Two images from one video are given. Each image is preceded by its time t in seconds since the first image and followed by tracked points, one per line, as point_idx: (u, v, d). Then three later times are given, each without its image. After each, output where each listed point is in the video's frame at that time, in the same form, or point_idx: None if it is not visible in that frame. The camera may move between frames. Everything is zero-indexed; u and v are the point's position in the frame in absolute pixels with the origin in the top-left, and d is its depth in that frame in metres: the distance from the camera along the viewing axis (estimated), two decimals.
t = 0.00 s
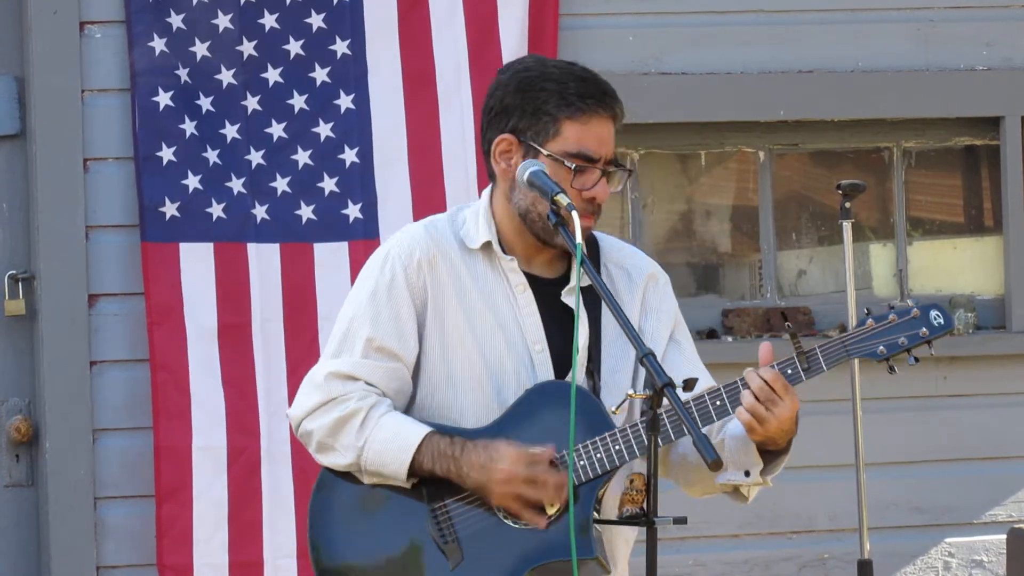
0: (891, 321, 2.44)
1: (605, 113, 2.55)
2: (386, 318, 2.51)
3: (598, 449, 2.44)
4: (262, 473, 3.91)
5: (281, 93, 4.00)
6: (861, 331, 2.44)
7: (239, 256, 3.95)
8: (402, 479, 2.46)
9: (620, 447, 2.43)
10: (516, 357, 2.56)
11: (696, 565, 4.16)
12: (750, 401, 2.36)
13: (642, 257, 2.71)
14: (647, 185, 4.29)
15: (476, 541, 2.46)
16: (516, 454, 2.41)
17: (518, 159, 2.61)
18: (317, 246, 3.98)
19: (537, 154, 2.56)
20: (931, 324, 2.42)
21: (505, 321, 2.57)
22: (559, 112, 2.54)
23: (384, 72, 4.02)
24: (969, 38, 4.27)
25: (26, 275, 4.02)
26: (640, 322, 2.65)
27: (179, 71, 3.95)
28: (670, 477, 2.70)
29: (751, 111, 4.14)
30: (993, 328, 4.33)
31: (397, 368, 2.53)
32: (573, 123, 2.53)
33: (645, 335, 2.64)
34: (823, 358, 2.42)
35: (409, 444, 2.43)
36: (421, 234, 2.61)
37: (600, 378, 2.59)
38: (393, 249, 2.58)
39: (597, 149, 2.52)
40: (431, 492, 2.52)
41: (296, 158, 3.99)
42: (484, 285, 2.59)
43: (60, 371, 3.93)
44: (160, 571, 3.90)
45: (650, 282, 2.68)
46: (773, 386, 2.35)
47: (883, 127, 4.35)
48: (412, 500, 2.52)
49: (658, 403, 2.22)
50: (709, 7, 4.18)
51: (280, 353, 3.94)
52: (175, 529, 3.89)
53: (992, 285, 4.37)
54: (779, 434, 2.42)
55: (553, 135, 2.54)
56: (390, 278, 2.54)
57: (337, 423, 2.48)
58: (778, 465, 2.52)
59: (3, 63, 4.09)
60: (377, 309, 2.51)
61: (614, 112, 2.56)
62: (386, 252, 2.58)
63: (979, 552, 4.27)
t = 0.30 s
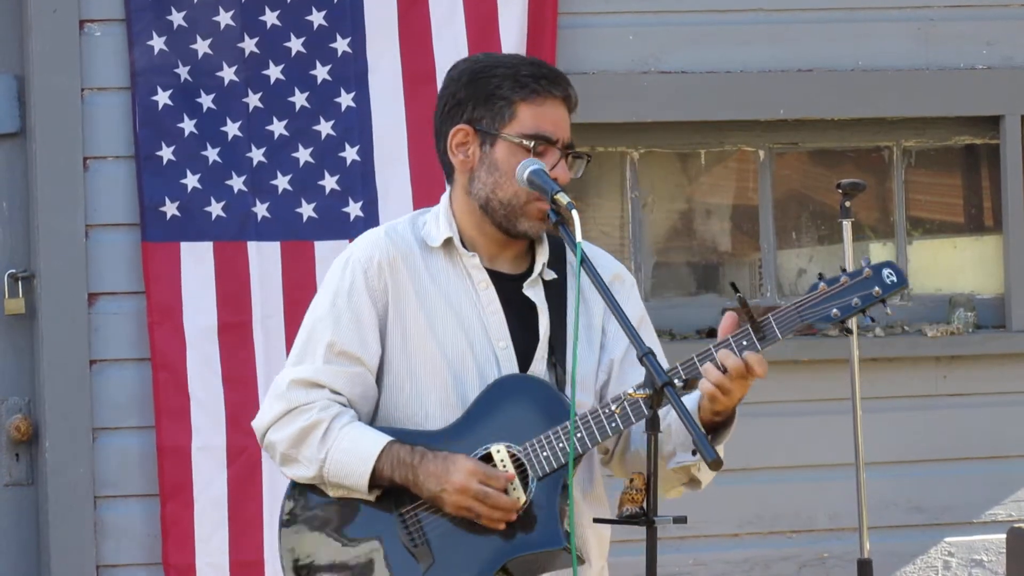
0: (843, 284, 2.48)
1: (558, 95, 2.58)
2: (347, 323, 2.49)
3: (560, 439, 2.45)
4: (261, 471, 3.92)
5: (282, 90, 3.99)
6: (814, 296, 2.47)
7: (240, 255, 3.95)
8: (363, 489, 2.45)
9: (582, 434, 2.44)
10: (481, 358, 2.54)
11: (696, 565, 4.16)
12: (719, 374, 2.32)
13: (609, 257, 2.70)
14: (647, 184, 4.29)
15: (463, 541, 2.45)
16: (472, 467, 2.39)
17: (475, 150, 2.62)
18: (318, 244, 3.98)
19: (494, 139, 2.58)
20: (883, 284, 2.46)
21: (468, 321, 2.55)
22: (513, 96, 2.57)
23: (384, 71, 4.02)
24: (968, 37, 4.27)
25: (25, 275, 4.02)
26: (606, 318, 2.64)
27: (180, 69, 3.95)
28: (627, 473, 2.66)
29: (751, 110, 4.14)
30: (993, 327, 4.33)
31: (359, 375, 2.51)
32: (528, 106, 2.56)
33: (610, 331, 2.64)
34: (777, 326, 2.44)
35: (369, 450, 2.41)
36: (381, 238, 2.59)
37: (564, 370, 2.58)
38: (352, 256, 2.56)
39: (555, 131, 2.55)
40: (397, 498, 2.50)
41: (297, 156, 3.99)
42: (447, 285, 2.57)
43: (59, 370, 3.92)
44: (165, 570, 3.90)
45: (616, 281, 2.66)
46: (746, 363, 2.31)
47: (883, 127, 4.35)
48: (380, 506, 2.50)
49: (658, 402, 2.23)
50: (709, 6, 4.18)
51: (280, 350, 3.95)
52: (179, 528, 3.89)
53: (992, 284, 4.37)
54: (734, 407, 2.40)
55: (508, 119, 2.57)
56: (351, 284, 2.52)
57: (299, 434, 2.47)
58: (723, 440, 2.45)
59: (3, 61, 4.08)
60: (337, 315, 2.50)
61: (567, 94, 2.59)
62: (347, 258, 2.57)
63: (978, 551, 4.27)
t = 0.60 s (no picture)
0: (812, 260, 2.43)
1: (525, 81, 2.58)
2: (328, 331, 2.47)
3: (543, 436, 2.44)
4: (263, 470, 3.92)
5: (282, 89, 4.00)
6: (784, 275, 2.42)
7: (241, 253, 3.95)
8: (352, 501, 2.44)
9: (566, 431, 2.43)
10: (466, 360, 2.51)
11: (696, 564, 4.16)
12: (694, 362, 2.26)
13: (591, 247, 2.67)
14: (646, 184, 4.29)
15: (461, 542, 2.44)
16: (454, 474, 2.36)
17: (449, 147, 2.61)
18: (320, 242, 3.98)
19: (466, 132, 2.57)
20: (853, 257, 2.43)
21: (452, 319, 2.52)
22: (481, 86, 2.57)
23: (384, 70, 4.03)
24: (968, 37, 4.27)
25: (25, 274, 4.02)
26: (590, 311, 2.61)
27: (179, 68, 3.95)
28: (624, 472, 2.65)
29: (751, 109, 4.15)
30: (993, 327, 4.34)
31: (345, 383, 2.49)
32: (497, 95, 2.56)
33: (594, 325, 2.60)
34: (749, 307, 2.39)
35: (356, 460, 2.39)
36: (361, 244, 2.56)
37: (546, 364, 2.54)
38: (331, 263, 2.54)
39: (527, 118, 2.54)
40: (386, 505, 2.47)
41: (297, 155, 4.00)
42: (429, 284, 2.55)
43: (59, 370, 3.92)
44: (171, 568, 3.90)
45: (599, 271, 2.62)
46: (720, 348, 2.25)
47: (883, 126, 4.35)
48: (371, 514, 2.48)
49: (657, 401, 2.23)
50: (708, 6, 4.18)
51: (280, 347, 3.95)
52: (183, 527, 3.89)
53: (992, 284, 4.37)
54: (713, 388, 2.35)
55: (478, 109, 2.56)
56: (331, 292, 2.50)
57: (287, 447, 2.45)
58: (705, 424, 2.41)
59: (3, 61, 4.08)
60: (318, 324, 2.48)
61: (534, 80, 2.59)
62: (327, 266, 2.54)
63: (978, 551, 4.27)
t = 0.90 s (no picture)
0: (819, 251, 2.36)
1: (512, 69, 2.57)
2: (338, 334, 2.49)
3: (555, 432, 2.42)
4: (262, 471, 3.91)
5: (283, 90, 4.00)
6: (790, 267, 2.36)
7: (242, 253, 3.95)
8: (366, 502, 2.45)
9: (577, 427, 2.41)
10: (479, 359, 2.51)
11: (697, 564, 4.15)
12: (701, 356, 2.27)
13: (604, 242, 2.67)
14: (647, 183, 4.29)
15: (475, 542, 2.43)
16: (463, 462, 2.36)
17: (449, 148, 2.61)
18: (321, 241, 3.98)
19: (462, 130, 2.57)
20: (861, 247, 2.34)
21: (465, 318, 2.52)
22: (469, 82, 2.57)
23: (385, 70, 4.03)
24: (969, 36, 4.27)
25: (27, 274, 4.02)
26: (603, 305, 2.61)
27: (180, 68, 3.95)
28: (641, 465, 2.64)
29: (752, 108, 4.15)
30: (994, 325, 4.33)
31: (356, 386, 2.49)
32: (485, 87, 2.56)
33: (608, 320, 2.60)
34: (756, 298, 2.36)
35: (367, 462, 2.40)
36: (371, 246, 2.57)
37: (560, 360, 2.53)
38: (340, 267, 2.55)
39: (520, 106, 2.53)
40: (402, 507, 2.48)
41: (298, 154, 4.00)
42: (439, 283, 2.55)
43: (61, 370, 3.93)
44: (165, 569, 3.90)
45: (610, 266, 2.63)
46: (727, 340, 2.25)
47: (883, 125, 4.35)
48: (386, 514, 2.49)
49: (657, 401, 2.22)
50: (709, 5, 4.18)
51: (282, 347, 3.95)
52: (180, 527, 3.89)
53: (993, 283, 4.37)
54: (723, 381, 2.36)
55: (471, 105, 2.56)
56: (340, 296, 2.51)
57: (298, 451, 2.47)
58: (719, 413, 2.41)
59: (3, 61, 4.08)
60: (328, 327, 2.49)
61: (522, 68, 2.58)
62: (336, 270, 2.55)
63: (980, 550, 4.26)
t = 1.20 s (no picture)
0: (833, 250, 2.35)
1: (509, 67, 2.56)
2: (353, 339, 2.50)
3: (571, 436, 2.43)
4: (267, 470, 3.92)
5: (286, 91, 4.00)
6: (804, 267, 2.36)
7: (245, 253, 3.95)
8: (385, 505, 2.46)
9: (592, 430, 2.41)
10: (496, 360, 2.51)
11: (700, 564, 4.15)
12: (716, 359, 2.26)
13: (617, 238, 2.67)
14: (650, 184, 4.29)
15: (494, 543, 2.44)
16: (484, 465, 2.36)
17: (454, 153, 2.62)
18: (325, 241, 3.98)
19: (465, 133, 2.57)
20: (875, 246, 2.33)
21: (481, 319, 2.52)
22: (467, 86, 2.58)
23: (387, 72, 4.03)
24: (973, 37, 4.27)
25: (30, 275, 4.03)
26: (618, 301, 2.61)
27: (184, 70, 3.95)
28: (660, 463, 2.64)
29: (755, 109, 4.15)
30: (997, 326, 4.33)
31: (372, 392, 2.50)
32: (483, 90, 2.56)
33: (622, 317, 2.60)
34: (771, 300, 2.36)
35: (387, 467, 2.41)
36: (384, 251, 2.56)
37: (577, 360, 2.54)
38: (355, 272, 2.55)
39: (519, 105, 2.52)
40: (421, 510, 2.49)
41: (301, 156, 4.00)
42: (454, 285, 2.55)
43: (64, 371, 3.93)
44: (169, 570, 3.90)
45: (623, 263, 2.63)
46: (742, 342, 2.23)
47: (886, 126, 4.35)
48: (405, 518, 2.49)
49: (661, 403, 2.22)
50: (712, 6, 4.18)
51: (287, 348, 3.95)
52: (182, 527, 3.89)
53: (997, 283, 4.37)
54: (739, 381, 2.35)
55: (471, 108, 2.57)
56: (354, 303, 2.52)
57: (316, 458, 2.48)
58: (737, 409, 2.42)
59: (6, 62, 4.08)
60: (343, 334, 2.50)
61: (518, 66, 2.57)
62: (350, 276, 2.56)
63: (983, 551, 4.26)
